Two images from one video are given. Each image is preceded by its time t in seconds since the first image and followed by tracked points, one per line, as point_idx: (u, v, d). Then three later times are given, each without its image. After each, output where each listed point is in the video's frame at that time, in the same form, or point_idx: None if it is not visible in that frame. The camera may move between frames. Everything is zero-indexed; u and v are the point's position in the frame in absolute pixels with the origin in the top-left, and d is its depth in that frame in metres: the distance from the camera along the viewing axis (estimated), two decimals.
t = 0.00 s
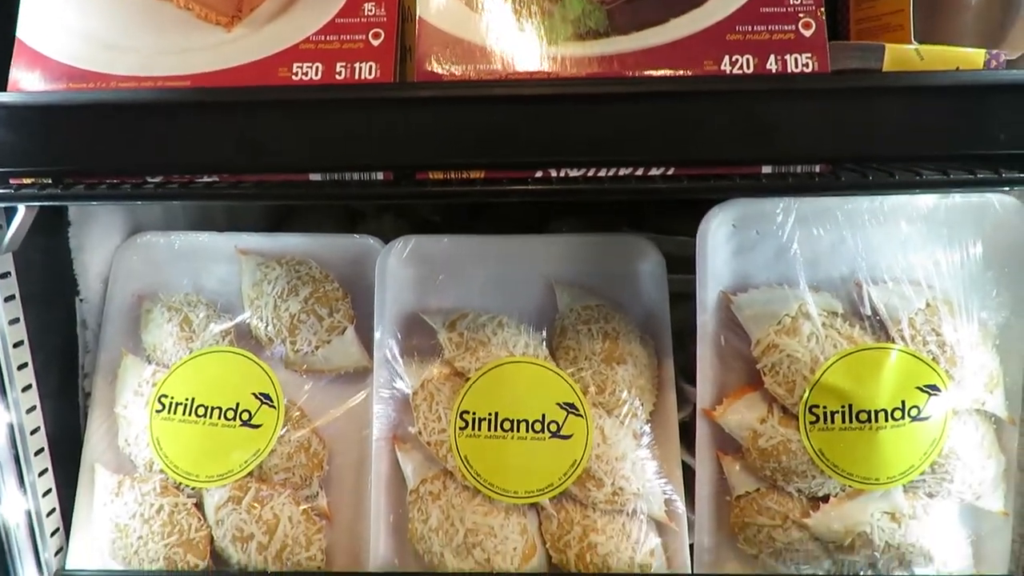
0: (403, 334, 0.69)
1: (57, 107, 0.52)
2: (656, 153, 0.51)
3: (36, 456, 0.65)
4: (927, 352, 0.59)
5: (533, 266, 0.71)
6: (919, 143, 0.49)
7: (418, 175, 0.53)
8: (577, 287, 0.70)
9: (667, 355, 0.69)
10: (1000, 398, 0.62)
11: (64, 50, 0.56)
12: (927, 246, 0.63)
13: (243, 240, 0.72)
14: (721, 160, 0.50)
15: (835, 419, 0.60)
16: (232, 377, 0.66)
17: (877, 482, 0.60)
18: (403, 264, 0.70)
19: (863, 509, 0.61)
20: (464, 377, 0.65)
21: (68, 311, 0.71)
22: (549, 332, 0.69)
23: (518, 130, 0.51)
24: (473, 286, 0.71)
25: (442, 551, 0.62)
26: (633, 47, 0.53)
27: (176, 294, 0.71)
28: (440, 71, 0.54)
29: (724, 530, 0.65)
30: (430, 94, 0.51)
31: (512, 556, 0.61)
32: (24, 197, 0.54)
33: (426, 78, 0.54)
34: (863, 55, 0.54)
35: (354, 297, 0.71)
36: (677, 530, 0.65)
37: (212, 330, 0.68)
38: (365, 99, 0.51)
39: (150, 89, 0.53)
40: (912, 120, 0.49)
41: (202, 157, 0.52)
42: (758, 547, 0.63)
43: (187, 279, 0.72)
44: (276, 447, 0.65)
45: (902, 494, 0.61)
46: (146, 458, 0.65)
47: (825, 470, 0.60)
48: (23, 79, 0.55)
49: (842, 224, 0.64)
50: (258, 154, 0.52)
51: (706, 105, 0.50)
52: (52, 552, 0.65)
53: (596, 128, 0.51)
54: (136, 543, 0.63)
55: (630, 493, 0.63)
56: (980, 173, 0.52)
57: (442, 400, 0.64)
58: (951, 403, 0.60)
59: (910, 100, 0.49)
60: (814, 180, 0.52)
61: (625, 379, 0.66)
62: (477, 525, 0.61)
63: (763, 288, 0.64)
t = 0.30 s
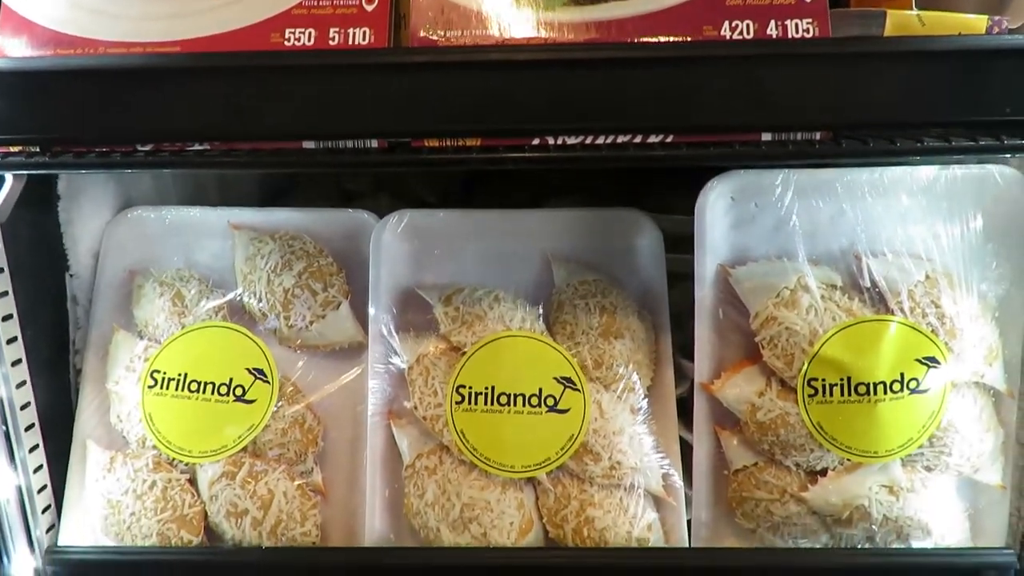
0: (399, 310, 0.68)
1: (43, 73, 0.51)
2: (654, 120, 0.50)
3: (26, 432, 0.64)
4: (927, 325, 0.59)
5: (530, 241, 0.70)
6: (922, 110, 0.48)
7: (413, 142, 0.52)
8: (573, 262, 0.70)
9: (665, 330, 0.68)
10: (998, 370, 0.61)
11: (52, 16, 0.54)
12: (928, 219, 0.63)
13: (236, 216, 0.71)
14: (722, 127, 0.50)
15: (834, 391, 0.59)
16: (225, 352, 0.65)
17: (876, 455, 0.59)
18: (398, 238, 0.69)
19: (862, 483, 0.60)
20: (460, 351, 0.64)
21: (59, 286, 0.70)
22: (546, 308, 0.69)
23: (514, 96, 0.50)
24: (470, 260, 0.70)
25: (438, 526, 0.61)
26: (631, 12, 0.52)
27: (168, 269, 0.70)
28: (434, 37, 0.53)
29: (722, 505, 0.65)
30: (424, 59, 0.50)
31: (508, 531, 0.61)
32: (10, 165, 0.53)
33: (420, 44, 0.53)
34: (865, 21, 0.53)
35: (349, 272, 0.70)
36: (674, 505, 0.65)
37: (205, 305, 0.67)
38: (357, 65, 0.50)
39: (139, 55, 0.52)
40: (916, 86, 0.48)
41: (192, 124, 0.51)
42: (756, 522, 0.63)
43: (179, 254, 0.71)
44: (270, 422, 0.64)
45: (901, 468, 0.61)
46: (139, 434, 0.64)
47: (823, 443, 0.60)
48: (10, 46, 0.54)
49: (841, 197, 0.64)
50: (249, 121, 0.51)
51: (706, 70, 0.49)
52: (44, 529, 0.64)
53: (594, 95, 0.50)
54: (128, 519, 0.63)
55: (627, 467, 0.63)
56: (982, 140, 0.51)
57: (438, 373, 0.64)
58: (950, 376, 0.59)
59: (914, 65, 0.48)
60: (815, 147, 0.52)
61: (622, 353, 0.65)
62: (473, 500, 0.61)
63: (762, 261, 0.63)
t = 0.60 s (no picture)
0: (395, 283, 0.68)
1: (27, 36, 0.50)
2: (654, 85, 0.49)
3: (18, 407, 0.64)
4: (928, 296, 0.58)
5: (527, 214, 0.69)
6: (927, 73, 0.47)
7: (407, 109, 0.51)
8: (571, 236, 0.69)
9: (663, 303, 0.68)
10: (999, 341, 0.61)
11: None
12: (930, 190, 0.62)
13: (229, 189, 0.70)
14: (723, 92, 0.48)
15: (834, 362, 0.59)
16: (219, 326, 0.64)
17: (875, 427, 0.59)
18: (394, 211, 0.69)
19: (862, 455, 0.60)
20: (456, 324, 0.64)
21: (50, 260, 0.69)
22: (543, 282, 0.68)
23: (511, 60, 0.49)
24: (466, 234, 0.69)
25: (435, 499, 0.61)
26: None
27: (161, 243, 0.69)
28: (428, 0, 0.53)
29: (720, 479, 0.64)
30: (418, 23, 0.48)
31: (506, 504, 0.60)
32: None
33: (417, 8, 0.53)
34: None
35: (344, 246, 0.70)
36: (672, 478, 0.65)
37: (198, 279, 0.67)
38: (350, 28, 0.49)
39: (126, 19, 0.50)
40: (922, 48, 0.47)
41: (181, 89, 0.50)
42: (755, 494, 0.63)
43: (171, 228, 0.70)
44: (264, 396, 0.64)
45: (900, 441, 0.60)
46: (132, 409, 0.63)
47: (822, 415, 0.59)
48: None
49: (842, 168, 0.63)
50: (240, 87, 0.49)
51: (707, 33, 0.48)
52: (37, 504, 0.64)
53: (593, 58, 0.49)
54: (122, 493, 0.62)
55: (625, 440, 0.63)
56: (986, 105, 0.50)
57: (434, 346, 0.63)
58: (951, 347, 0.59)
59: (920, 27, 0.47)
60: (816, 112, 0.51)
61: (620, 326, 0.65)
62: (470, 473, 0.60)
63: (762, 233, 0.63)
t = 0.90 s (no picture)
0: (393, 258, 0.67)
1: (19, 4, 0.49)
2: (654, 53, 0.48)
3: (14, 380, 0.64)
4: (926, 269, 0.58)
5: (525, 189, 0.69)
6: (929, 41, 0.47)
7: (405, 77, 0.51)
8: (569, 211, 0.69)
9: (661, 279, 0.68)
10: (997, 315, 0.61)
11: None
12: (929, 162, 0.62)
13: (226, 164, 0.70)
14: (723, 61, 0.48)
15: (832, 335, 0.59)
16: (216, 300, 0.64)
17: (873, 400, 0.59)
18: (392, 185, 0.68)
19: (859, 428, 0.60)
20: (454, 298, 0.63)
21: (46, 235, 0.69)
22: (542, 257, 0.68)
23: (509, 28, 0.48)
24: (464, 209, 0.69)
25: (433, 472, 0.61)
26: None
27: (157, 218, 0.69)
28: None
29: (717, 453, 0.65)
30: None
31: (504, 477, 0.60)
32: None
33: None
34: None
35: (341, 221, 0.69)
36: (670, 452, 0.65)
37: (195, 254, 0.66)
38: None
39: None
40: (924, 16, 0.47)
41: (175, 58, 0.49)
42: (752, 468, 0.63)
43: (168, 203, 0.70)
44: (262, 370, 0.64)
45: (898, 414, 0.60)
46: (129, 383, 0.63)
47: (820, 389, 0.60)
48: None
49: (842, 141, 0.63)
50: (234, 56, 0.49)
51: None
52: (35, 478, 0.64)
53: (591, 26, 0.48)
54: (120, 467, 0.62)
55: (623, 414, 0.63)
56: (986, 73, 0.50)
57: (432, 320, 0.63)
58: (949, 320, 0.59)
59: None
60: (817, 81, 0.50)
61: (618, 301, 0.65)
62: (468, 446, 0.61)
63: (761, 206, 0.62)
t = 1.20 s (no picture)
0: (392, 231, 0.67)
1: None
2: (654, 20, 0.48)
3: (14, 351, 0.64)
4: (926, 240, 0.58)
5: (524, 162, 0.69)
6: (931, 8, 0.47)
7: (404, 44, 0.51)
8: (569, 184, 0.69)
9: (660, 252, 0.68)
10: (996, 287, 0.61)
11: None
12: (929, 134, 0.62)
13: (225, 136, 0.69)
14: (723, 27, 0.48)
15: (831, 307, 0.59)
16: (216, 272, 0.64)
17: (870, 371, 0.59)
18: (392, 158, 0.68)
19: (857, 400, 0.60)
20: (454, 271, 0.63)
21: (45, 207, 0.68)
22: (541, 230, 0.68)
23: None
24: (464, 182, 0.69)
25: (433, 443, 0.61)
26: None
27: (156, 191, 0.69)
28: None
29: (716, 426, 0.65)
30: None
31: (503, 448, 0.61)
32: None
33: None
34: None
35: (340, 194, 0.69)
36: (668, 424, 0.65)
37: (194, 226, 0.66)
38: None
39: None
40: None
41: (172, 23, 0.49)
42: (750, 440, 0.63)
43: (167, 176, 0.70)
44: (262, 341, 0.64)
45: (896, 386, 0.60)
46: (129, 354, 0.63)
47: (819, 360, 0.60)
48: None
49: (842, 113, 0.63)
50: (232, 21, 0.49)
51: None
52: (36, 449, 0.64)
53: None
54: (120, 438, 0.62)
55: (622, 385, 0.63)
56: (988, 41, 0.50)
57: (431, 292, 0.63)
58: (948, 291, 0.59)
59: None
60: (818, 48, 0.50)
61: (617, 273, 0.65)
62: (468, 417, 0.61)
63: (760, 178, 0.62)
